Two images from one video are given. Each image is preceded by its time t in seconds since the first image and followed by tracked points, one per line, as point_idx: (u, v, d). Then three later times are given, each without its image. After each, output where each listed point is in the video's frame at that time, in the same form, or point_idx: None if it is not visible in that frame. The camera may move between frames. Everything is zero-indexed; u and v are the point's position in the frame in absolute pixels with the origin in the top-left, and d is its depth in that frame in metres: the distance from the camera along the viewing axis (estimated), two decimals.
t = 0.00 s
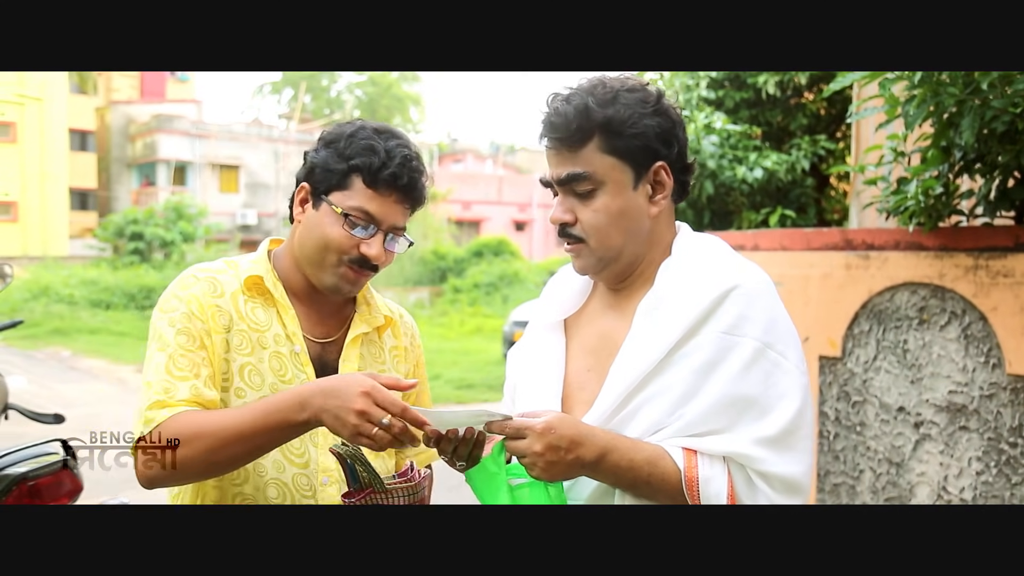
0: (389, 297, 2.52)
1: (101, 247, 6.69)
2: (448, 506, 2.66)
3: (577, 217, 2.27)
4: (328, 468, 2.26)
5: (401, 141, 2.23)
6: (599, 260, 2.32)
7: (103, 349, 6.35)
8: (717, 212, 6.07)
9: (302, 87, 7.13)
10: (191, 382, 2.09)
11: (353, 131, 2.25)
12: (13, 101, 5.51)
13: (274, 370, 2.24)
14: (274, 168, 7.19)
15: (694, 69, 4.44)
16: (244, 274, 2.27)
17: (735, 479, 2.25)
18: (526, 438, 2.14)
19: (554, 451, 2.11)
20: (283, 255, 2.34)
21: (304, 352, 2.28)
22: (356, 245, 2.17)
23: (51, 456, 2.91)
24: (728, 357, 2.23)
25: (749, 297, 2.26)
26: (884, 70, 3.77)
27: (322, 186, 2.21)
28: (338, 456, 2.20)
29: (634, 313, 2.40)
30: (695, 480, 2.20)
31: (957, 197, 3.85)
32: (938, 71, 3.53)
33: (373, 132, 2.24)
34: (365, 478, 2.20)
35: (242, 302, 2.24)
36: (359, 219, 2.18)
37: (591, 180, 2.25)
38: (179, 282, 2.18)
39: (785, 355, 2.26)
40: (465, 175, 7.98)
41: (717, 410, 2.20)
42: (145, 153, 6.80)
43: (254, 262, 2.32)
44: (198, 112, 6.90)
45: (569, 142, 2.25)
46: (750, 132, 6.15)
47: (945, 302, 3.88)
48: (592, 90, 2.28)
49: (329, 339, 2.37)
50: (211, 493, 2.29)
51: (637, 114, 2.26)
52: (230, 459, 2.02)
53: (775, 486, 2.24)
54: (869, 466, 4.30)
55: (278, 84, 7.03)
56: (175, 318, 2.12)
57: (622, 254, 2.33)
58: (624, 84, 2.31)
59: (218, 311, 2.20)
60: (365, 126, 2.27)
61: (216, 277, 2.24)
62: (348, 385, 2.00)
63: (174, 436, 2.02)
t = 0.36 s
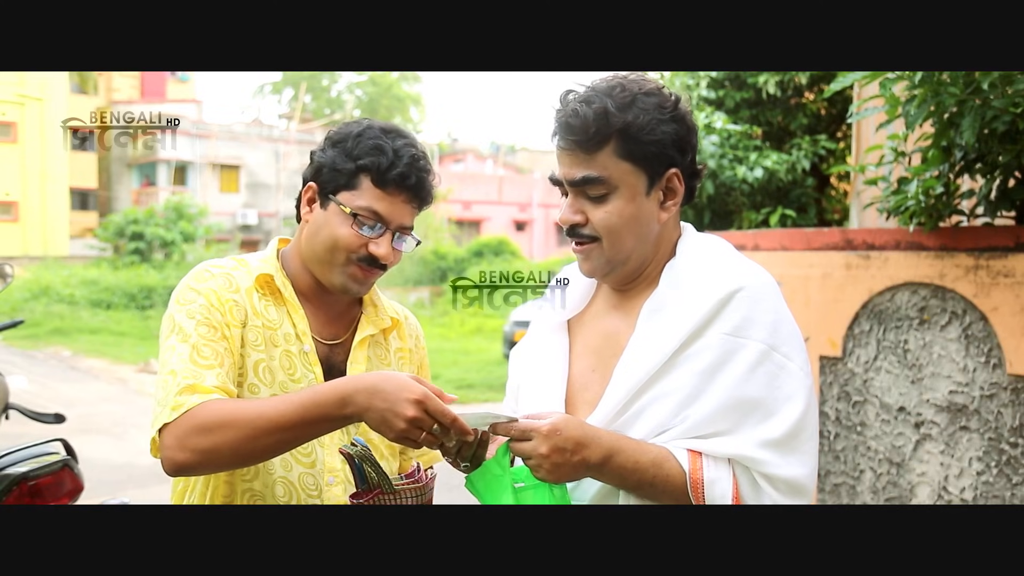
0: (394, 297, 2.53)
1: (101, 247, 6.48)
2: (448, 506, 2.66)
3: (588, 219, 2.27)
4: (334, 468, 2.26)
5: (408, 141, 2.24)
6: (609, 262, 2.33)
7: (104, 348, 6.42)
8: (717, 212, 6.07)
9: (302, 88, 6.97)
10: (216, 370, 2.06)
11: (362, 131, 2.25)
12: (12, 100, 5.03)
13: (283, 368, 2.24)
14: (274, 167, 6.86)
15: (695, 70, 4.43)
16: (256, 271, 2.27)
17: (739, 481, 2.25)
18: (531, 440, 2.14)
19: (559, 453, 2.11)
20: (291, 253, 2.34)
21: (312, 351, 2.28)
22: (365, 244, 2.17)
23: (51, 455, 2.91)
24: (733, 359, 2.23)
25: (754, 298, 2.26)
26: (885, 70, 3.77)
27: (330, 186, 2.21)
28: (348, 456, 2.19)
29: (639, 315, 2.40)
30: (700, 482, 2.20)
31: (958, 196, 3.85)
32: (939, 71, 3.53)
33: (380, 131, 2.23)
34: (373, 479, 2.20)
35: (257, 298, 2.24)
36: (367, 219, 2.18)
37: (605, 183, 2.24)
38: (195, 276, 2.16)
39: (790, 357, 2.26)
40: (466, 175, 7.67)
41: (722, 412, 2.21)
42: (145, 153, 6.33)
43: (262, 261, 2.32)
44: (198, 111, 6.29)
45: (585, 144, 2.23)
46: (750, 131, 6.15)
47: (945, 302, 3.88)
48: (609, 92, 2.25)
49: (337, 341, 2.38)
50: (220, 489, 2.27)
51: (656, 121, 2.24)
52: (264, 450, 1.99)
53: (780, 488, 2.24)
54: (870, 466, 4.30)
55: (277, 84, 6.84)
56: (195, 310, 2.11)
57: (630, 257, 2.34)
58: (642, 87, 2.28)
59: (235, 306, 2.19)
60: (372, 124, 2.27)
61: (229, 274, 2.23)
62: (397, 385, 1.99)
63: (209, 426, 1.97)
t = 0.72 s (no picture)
0: (405, 298, 2.53)
1: (103, 246, 6.47)
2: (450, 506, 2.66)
3: (591, 221, 2.28)
4: (345, 469, 2.27)
5: (416, 141, 2.24)
6: (609, 263, 2.34)
7: (106, 349, 6.43)
8: (719, 212, 6.08)
9: (304, 87, 6.92)
10: (225, 374, 2.06)
11: (368, 134, 2.24)
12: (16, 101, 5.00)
13: (295, 370, 2.24)
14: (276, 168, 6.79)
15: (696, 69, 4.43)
16: (267, 273, 2.27)
17: (738, 484, 2.24)
18: (531, 438, 2.14)
19: (558, 452, 2.11)
20: (302, 254, 2.34)
21: (323, 353, 2.29)
22: (378, 248, 2.18)
23: (52, 455, 2.91)
24: (735, 362, 2.23)
25: (757, 301, 2.26)
26: (885, 70, 3.76)
27: (340, 192, 2.21)
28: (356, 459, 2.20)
29: (641, 314, 2.40)
30: (699, 484, 2.20)
31: (959, 196, 3.84)
32: (940, 71, 3.53)
33: (387, 134, 2.23)
34: (381, 481, 2.20)
35: (267, 300, 2.24)
36: (380, 223, 2.18)
37: (609, 188, 2.24)
38: (205, 279, 2.16)
39: (792, 360, 2.25)
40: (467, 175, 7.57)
41: (723, 414, 2.21)
42: (147, 153, 6.29)
43: (273, 261, 2.32)
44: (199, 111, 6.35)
45: (591, 148, 2.23)
46: (752, 131, 6.15)
47: (947, 302, 3.88)
48: (618, 96, 2.24)
49: (348, 343, 2.38)
50: (231, 491, 2.27)
51: (664, 128, 2.23)
52: (273, 455, 1.98)
53: (779, 492, 2.24)
54: (871, 466, 4.29)
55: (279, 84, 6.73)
56: (204, 313, 2.10)
57: (632, 262, 2.35)
58: (654, 92, 2.27)
59: (245, 308, 2.19)
60: (378, 126, 2.26)
61: (240, 276, 2.23)
62: (407, 389, 2.00)
63: (218, 431, 1.97)
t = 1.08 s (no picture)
0: (413, 298, 2.54)
1: (104, 246, 6.47)
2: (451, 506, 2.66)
3: (580, 224, 2.30)
4: (357, 469, 2.28)
5: (424, 141, 2.24)
6: (597, 267, 2.36)
7: (108, 350, 6.45)
8: (720, 212, 6.09)
9: (305, 87, 6.95)
10: (225, 384, 2.06)
11: (379, 133, 2.24)
12: (16, 101, 5.00)
13: (303, 372, 2.24)
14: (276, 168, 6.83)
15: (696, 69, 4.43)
16: (271, 277, 2.26)
17: (731, 494, 2.25)
18: (525, 443, 2.14)
19: (551, 457, 2.12)
20: (308, 256, 2.35)
21: (332, 354, 2.29)
22: (388, 248, 2.19)
23: (53, 455, 2.92)
24: (733, 372, 2.23)
25: (758, 312, 2.25)
26: (886, 70, 3.77)
27: (350, 191, 2.21)
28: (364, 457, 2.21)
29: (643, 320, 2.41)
30: (692, 492, 2.20)
31: (960, 196, 3.84)
32: (941, 71, 3.53)
33: (397, 133, 2.23)
34: (389, 477, 2.21)
35: (271, 305, 2.23)
36: (390, 223, 2.18)
37: (597, 197, 2.25)
38: (207, 286, 2.15)
39: (792, 372, 2.24)
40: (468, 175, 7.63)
41: (719, 425, 2.21)
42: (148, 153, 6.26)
43: (278, 264, 2.32)
44: (201, 112, 6.36)
45: (581, 154, 2.24)
46: (753, 131, 6.15)
47: (948, 302, 3.88)
48: (614, 106, 2.22)
49: (356, 341, 2.38)
50: (242, 496, 2.28)
51: (655, 143, 2.21)
52: (271, 467, 1.99)
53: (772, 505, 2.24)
54: (872, 466, 4.29)
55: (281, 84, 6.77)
56: (206, 321, 2.10)
57: (620, 268, 2.36)
58: (650, 104, 2.23)
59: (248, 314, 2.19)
60: (389, 125, 2.26)
61: (243, 282, 2.22)
62: (400, 397, 2.01)
63: (215, 442, 1.98)
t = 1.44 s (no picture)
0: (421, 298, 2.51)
1: (105, 246, 6.47)
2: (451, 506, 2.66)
3: (586, 224, 2.29)
4: (367, 467, 2.29)
5: (369, 144, 2.14)
6: (606, 269, 2.36)
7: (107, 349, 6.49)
8: (720, 212, 6.09)
9: (306, 88, 6.97)
10: (228, 378, 2.07)
11: (322, 160, 2.15)
12: (17, 101, 4.99)
13: (315, 370, 2.25)
14: (276, 168, 6.58)
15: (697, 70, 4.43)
16: (285, 275, 2.27)
17: (736, 496, 2.26)
18: (530, 448, 2.13)
19: (556, 462, 2.11)
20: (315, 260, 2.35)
21: (344, 352, 2.29)
22: (380, 260, 2.19)
23: (53, 455, 2.92)
24: (737, 375, 2.23)
25: (762, 314, 2.25)
26: (887, 70, 3.77)
27: (321, 221, 2.18)
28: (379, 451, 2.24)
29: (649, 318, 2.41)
30: (697, 495, 2.21)
31: (960, 196, 3.85)
32: (942, 71, 3.54)
33: (339, 152, 2.13)
34: (402, 474, 2.24)
35: (284, 303, 2.24)
36: (370, 240, 2.17)
37: (600, 197, 2.25)
38: (222, 282, 2.17)
39: (796, 374, 2.25)
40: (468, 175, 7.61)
41: (723, 427, 2.21)
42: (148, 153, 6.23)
43: (291, 265, 2.32)
44: (201, 112, 6.29)
45: (585, 153, 2.24)
46: (753, 131, 6.16)
47: (948, 302, 3.88)
48: (616, 104, 2.22)
49: (369, 340, 2.39)
50: (251, 493, 2.28)
51: (655, 140, 2.20)
52: (263, 458, 1.99)
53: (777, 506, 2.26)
54: (872, 466, 4.29)
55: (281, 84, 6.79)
56: (216, 316, 2.11)
57: (627, 268, 2.35)
58: (649, 103, 2.23)
59: (260, 311, 2.20)
60: (332, 141, 2.17)
61: (258, 279, 2.23)
62: (391, 390, 2.01)
63: (210, 431, 1.98)
